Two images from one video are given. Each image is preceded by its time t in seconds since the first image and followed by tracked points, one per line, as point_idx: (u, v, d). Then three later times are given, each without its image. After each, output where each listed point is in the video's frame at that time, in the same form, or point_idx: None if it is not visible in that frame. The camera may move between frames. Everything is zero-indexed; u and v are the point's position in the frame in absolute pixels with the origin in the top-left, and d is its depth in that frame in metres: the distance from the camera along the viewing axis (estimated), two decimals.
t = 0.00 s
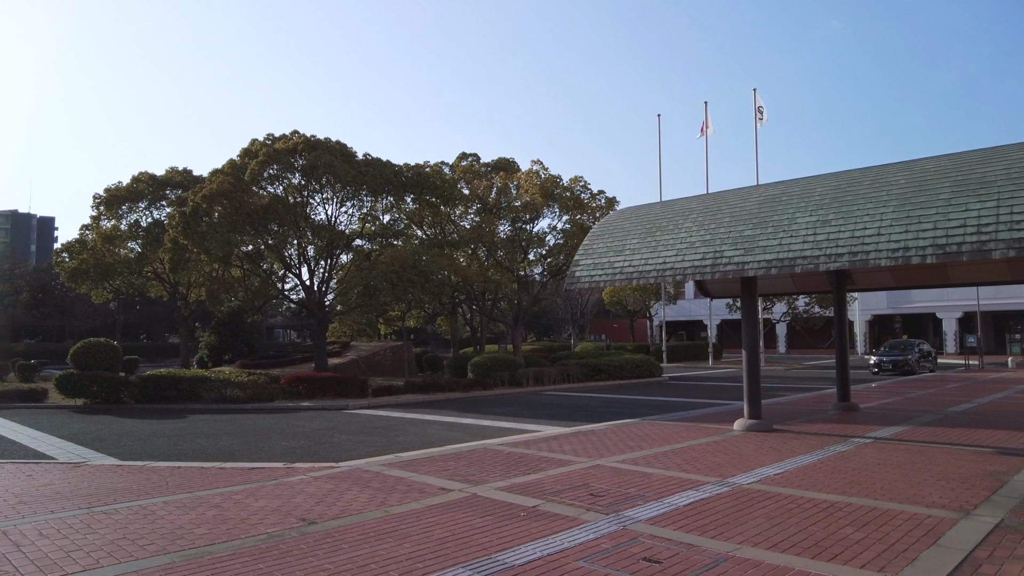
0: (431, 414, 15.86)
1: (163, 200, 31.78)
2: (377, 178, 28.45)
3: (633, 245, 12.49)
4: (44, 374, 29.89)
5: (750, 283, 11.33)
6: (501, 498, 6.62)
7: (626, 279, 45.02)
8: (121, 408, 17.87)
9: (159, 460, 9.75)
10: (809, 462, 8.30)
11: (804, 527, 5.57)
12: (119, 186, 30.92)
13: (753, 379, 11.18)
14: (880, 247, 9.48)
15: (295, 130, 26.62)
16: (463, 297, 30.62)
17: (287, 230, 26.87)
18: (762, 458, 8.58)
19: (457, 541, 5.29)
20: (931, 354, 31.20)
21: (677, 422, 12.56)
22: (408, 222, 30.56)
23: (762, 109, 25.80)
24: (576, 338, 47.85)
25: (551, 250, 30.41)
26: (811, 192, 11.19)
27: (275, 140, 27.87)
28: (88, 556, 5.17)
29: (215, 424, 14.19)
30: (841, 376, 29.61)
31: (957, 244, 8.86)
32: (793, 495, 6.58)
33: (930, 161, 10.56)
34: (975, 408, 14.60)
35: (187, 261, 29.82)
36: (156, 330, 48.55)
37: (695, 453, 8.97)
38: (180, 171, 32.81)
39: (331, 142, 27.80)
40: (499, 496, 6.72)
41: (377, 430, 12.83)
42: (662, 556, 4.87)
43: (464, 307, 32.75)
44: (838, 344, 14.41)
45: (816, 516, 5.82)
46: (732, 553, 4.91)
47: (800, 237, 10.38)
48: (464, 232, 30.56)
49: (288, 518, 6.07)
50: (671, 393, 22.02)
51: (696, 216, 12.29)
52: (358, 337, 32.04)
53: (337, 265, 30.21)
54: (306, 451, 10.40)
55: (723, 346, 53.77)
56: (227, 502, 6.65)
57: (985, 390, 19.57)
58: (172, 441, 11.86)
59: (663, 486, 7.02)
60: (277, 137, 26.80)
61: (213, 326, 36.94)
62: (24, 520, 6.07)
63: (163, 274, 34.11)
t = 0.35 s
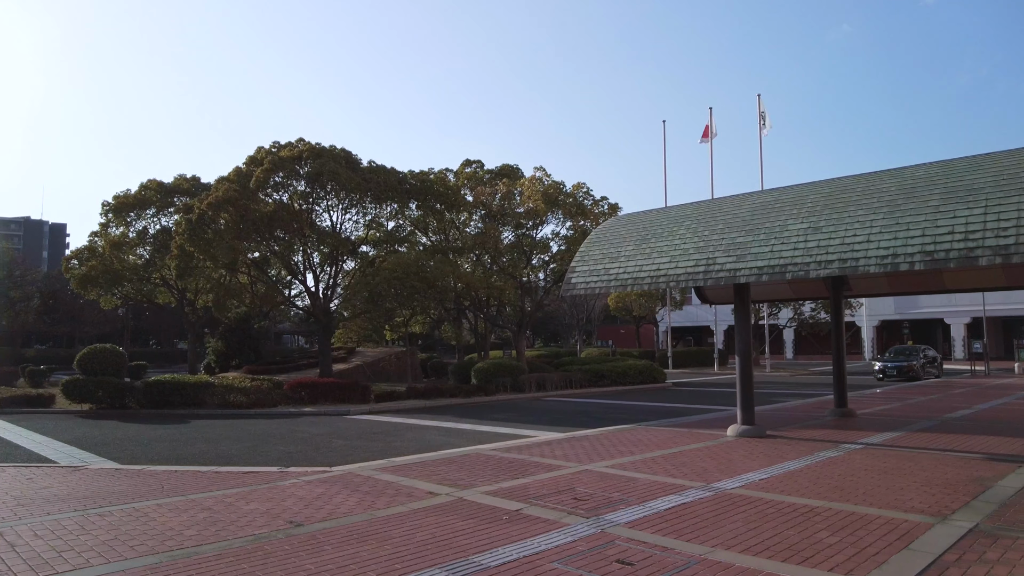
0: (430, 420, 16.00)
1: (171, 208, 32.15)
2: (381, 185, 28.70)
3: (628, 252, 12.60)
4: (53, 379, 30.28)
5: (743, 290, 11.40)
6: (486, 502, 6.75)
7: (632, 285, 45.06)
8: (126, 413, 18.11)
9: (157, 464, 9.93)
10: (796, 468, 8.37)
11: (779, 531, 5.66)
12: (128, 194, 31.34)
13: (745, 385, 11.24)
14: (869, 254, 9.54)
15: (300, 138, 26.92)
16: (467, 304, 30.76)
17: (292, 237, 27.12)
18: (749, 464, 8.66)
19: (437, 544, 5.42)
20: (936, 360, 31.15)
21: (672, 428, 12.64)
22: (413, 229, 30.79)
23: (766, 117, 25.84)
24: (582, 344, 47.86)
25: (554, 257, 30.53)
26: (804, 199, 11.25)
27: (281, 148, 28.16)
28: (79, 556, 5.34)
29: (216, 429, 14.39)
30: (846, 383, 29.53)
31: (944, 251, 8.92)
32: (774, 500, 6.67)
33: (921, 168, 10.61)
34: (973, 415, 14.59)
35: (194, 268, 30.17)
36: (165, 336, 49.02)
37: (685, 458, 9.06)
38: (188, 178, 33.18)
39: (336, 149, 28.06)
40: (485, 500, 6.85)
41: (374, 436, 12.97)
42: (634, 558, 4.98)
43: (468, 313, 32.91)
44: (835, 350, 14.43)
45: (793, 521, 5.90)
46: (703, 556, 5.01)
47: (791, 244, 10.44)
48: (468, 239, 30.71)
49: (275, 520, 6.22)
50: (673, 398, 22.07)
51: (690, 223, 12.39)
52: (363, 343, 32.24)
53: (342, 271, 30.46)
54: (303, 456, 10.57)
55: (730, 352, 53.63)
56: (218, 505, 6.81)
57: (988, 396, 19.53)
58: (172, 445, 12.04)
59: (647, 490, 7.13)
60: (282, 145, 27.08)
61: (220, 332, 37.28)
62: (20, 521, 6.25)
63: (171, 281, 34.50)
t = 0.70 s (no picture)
0: (431, 425, 16.15)
1: (178, 214, 32.54)
2: (385, 192, 28.94)
3: (623, 258, 12.73)
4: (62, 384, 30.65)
5: (736, 296, 11.50)
6: (474, 504, 6.90)
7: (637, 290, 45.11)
8: (132, 417, 18.35)
9: (157, 467, 10.14)
10: (782, 472, 8.47)
11: (756, 533, 5.78)
12: (136, 200, 31.74)
13: (738, 390, 11.33)
14: (858, 261, 9.63)
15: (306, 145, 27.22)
16: (470, 309, 30.93)
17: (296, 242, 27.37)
18: (738, 468, 8.77)
19: (420, 544, 5.57)
20: (941, 365, 31.18)
21: (668, 432, 12.74)
22: (417, 235, 30.99)
23: (770, 123, 25.91)
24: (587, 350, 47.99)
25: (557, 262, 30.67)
26: (795, 206, 11.36)
27: (286, 155, 28.47)
28: (74, 553, 5.54)
29: (219, 433, 14.60)
30: (850, 388, 29.47)
31: (932, 257, 9.01)
32: (756, 503, 6.78)
33: (912, 175, 10.71)
34: (971, 420, 14.62)
35: (200, 274, 30.49)
36: (174, 341, 49.46)
37: (675, 463, 9.17)
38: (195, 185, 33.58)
39: (340, 156, 28.35)
40: (472, 502, 7.00)
41: (374, 440, 13.14)
42: (609, 559, 5.11)
43: (472, 319, 33.06)
44: (831, 355, 14.50)
45: (770, 523, 6.02)
46: (678, 557, 5.15)
47: (782, 250, 10.54)
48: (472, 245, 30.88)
49: (266, 521, 6.39)
50: (674, 404, 22.11)
51: (684, 230, 12.51)
52: (368, 348, 32.44)
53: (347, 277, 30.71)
54: (300, 459, 10.75)
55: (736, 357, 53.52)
56: (212, 506, 6.99)
57: (989, 402, 19.52)
58: (174, 449, 12.26)
59: (631, 494, 7.26)
60: (287, 152, 27.37)
61: (227, 337, 37.59)
62: (20, 521, 6.46)
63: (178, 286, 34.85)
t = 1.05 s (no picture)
0: (431, 426, 16.30)
1: (187, 217, 32.91)
2: (389, 195, 29.18)
3: (618, 261, 12.84)
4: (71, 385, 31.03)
5: (729, 299, 11.57)
6: (461, 504, 7.03)
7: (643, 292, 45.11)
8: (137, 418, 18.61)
9: (157, 466, 10.33)
10: (770, 473, 8.55)
11: (734, 533, 5.87)
12: (144, 204, 32.11)
13: (732, 392, 11.40)
14: (848, 264, 9.71)
15: (311, 149, 27.50)
16: (473, 311, 31.08)
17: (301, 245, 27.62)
18: (727, 469, 8.86)
19: (403, 542, 5.71)
20: (946, 367, 31.18)
21: (663, 434, 12.84)
22: (421, 237, 31.19)
23: (775, 126, 25.93)
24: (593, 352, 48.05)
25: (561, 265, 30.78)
26: (789, 210, 11.44)
27: (291, 158, 28.76)
28: (69, 548, 5.72)
29: (221, 434, 14.81)
30: (854, 391, 29.40)
31: (921, 260, 9.07)
32: (738, 503, 6.88)
33: (904, 178, 10.78)
34: (969, 423, 14.63)
35: (207, 276, 30.80)
36: (183, 342, 49.89)
37: (665, 464, 9.27)
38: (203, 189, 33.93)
39: (345, 159, 28.61)
40: (459, 502, 7.13)
41: (373, 441, 13.30)
42: (586, 556, 5.22)
43: (477, 322, 33.21)
44: (829, 358, 14.53)
45: (749, 523, 6.12)
46: (652, 555, 5.25)
47: (774, 253, 10.63)
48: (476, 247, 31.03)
49: (256, 519, 6.55)
50: (675, 406, 22.16)
51: (679, 233, 12.60)
52: (373, 350, 32.65)
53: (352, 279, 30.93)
54: (298, 460, 10.92)
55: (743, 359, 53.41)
56: (206, 504, 7.16)
57: (991, 404, 19.51)
58: (176, 449, 12.46)
59: (616, 494, 7.37)
60: (292, 156, 27.65)
61: (234, 339, 37.92)
62: (19, 518, 6.65)
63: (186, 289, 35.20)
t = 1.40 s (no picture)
0: (429, 428, 16.44)
1: (191, 221, 33.18)
2: (390, 199, 29.36)
3: (611, 265, 12.94)
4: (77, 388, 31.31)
5: (720, 302, 11.65)
6: (445, 504, 7.17)
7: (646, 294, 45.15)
8: (139, 420, 18.82)
9: (153, 467, 10.50)
10: (754, 474, 8.65)
11: (709, 532, 5.98)
12: (149, 208, 32.45)
13: (722, 394, 11.46)
14: (835, 267, 9.79)
15: (313, 153, 27.72)
16: (475, 314, 31.21)
17: (303, 248, 27.81)
18: (713, 470, 8.96)
19: (384, 540, 5.85)
20: (948, 369, 31.19)
21: (655, 436, 12.94)
22: (423, 240, 31.36)
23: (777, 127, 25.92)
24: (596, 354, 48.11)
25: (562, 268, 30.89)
26: (778, 213, 11.52)
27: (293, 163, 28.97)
28: (59, 546, 5.88)
29: (220, 435, 14.97)
30: (856, 393, 29.35)
31: (906, 263, 9.15)
32: (718, 504, 6.98)
33: (891, 181, 10.86)
34: (962, 425, 14.66)
35: (211, 280, 31.07)
36: (188, 345, 50.19)
37: (652, 465, 9.37)
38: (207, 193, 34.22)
39: (347, 163, 28.81)
40: (444, 502, 7.25)
41: (368, 443, 13.45)
42: (559, 555, 5.34)
43: (479, 325, 33.35)
44: (822, 360, 14.59)
45: (724, 523, 6.23)
46: (624, 552, 5.37)
47: (762, 257, 10.71)
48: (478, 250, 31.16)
49: (244, 518, 6.70)
50: (675, 408, 22.25)
51: (671, 237, 12.69)
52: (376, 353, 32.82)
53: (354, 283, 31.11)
54: (292, 461, 11.08)
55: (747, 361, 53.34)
56: (196, 504, 7.32)
57: (989, 406, 19.50)
58: (174, 451, 12.63)
59: (598, 494, 7.48)
60: (294, 160, 27.85)
61: (238, 342, 38.19)
62: (14, 517, 6.83)
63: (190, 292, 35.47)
